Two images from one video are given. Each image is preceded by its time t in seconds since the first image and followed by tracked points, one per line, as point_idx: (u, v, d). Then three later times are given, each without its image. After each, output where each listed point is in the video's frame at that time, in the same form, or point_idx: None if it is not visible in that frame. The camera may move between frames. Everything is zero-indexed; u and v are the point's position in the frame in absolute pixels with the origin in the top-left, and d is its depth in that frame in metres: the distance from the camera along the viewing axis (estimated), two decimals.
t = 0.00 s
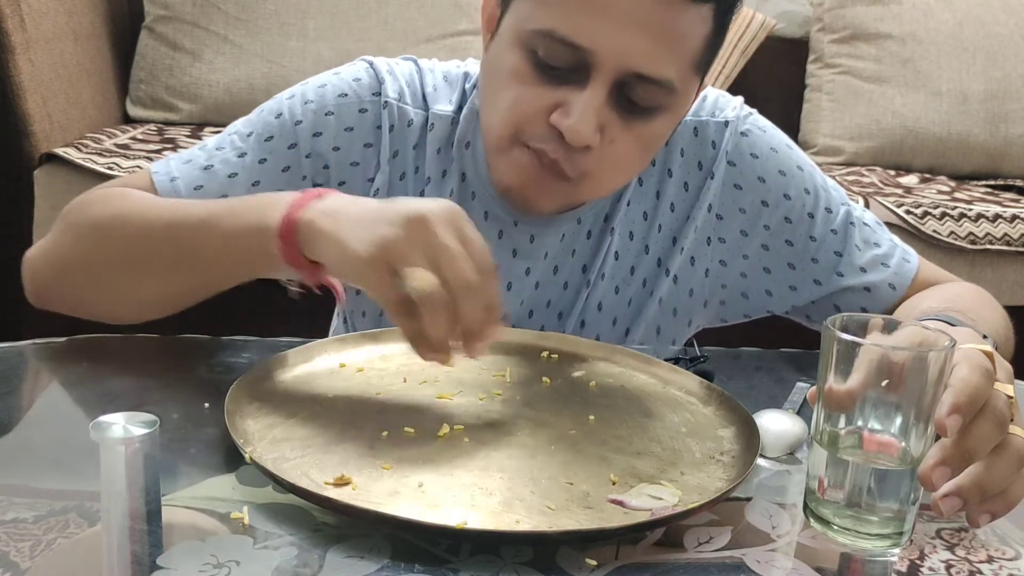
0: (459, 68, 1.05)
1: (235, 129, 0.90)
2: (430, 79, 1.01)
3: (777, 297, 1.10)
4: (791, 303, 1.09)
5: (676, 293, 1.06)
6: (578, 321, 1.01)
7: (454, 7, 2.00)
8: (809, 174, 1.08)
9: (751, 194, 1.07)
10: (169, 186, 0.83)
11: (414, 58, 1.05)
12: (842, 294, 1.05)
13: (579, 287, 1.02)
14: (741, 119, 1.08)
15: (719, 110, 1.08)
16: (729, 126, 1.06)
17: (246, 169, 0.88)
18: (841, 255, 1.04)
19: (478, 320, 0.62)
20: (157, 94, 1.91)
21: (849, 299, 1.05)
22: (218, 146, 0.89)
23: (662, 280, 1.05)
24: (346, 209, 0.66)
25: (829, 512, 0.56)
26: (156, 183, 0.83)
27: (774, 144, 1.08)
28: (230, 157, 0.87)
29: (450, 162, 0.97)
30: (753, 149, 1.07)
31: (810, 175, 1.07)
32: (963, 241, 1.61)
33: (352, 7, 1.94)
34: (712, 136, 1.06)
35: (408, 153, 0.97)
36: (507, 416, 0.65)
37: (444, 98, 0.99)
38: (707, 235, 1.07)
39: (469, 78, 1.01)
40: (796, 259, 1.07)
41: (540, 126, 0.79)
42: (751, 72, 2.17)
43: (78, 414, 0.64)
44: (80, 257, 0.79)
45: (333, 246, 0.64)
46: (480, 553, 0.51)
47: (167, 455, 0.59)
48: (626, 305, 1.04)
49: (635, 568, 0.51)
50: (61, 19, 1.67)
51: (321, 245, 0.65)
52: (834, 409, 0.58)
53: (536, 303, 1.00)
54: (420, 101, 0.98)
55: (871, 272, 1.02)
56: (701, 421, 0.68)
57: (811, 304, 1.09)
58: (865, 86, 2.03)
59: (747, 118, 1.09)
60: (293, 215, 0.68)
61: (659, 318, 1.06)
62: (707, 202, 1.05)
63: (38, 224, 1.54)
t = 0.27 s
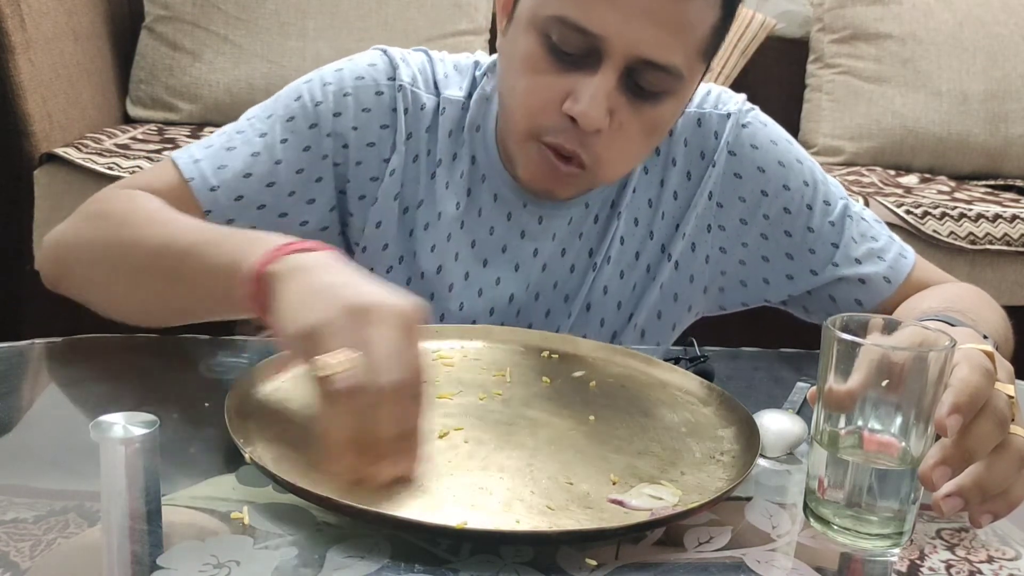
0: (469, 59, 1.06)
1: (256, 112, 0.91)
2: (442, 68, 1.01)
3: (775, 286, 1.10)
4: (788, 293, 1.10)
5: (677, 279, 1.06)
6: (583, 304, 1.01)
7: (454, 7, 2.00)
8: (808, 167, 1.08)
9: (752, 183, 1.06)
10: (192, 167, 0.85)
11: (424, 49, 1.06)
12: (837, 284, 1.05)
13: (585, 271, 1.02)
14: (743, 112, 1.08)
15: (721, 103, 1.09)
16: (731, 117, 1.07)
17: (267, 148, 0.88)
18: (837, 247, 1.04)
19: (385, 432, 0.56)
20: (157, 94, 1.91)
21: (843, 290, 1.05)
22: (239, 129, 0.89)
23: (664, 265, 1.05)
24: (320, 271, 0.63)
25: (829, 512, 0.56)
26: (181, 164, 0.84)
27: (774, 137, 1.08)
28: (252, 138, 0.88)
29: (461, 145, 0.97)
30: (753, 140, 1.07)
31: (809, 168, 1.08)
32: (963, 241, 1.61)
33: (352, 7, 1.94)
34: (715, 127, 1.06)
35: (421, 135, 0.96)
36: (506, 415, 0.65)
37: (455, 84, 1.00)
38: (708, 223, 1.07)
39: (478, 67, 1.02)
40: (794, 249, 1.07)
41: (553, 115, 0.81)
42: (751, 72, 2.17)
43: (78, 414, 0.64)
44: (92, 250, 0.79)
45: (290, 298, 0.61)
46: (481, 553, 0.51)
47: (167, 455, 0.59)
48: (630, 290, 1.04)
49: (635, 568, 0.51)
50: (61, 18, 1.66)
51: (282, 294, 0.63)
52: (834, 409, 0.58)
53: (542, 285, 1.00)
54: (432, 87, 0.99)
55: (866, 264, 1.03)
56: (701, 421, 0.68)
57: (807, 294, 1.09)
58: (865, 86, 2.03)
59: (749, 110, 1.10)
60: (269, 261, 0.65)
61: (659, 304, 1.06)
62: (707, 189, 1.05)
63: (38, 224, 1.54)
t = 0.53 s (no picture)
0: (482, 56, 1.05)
1: (269, 111, 0.91)
2: (453, 65, 1.01)
3: (776, 281, 1.10)
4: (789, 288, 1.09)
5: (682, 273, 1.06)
6: (589, 298, 1.00)
7: (454, 7, 2.00)
8: (811, 164, 1.08)
9: (755, 178, 1.06)
10: (210, 167, 0.86)
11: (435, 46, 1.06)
12: (838, 281, 1.05)
13: (592, 264, 1.01)
14: (747, 110, 1.09)
15: (726, 100, 1.09)
16: (736, 115, 1.07)
17: (279, 150, 0.89)
18: (839, 243, 1.04)
19: (517, 338, 0.72)
20: (157, 94, 1.91)
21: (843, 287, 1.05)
22: (252, 128, 0.90)
23: (669, 259, 1.05)
24: (430, 230, 0.77)
25: (829, 512, 0.56)
26: (197, 163, 0.86)
27: (778, 134, 1.08)
28: (264, 139, 0.89)
29: (471, 141, 0.97)
30: (757, 137, 1.06)
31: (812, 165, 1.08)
32: (963, 241, 1.61)
33: (352, 7, 1.94)
34: (720, 123, 1.06)
35: (431, 132, 0.97)
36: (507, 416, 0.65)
37: (466, 81, 1.00)
38: (711, 218, 1.08)
39: (490, 64, 1.02)
40: (796, 245, 1.07)
41: (567, 110, 0.81)
42: (751, 72, 2.17)
43: (78, 414, 0.64)
44: (139, 243, 0.84)
45: (420, 250, 0.75)
46: (481, 553, 0.51)
47: (167, 455, 0.59)
48: (635, 284, 1.04)
49: (635, 568, 0.51)
50: (61, 19, 1.67)
51: (403, 253, 0.76)
52: (834, 409, 0.58)
53: (550, 278, 0.99)
54: (443, 84, 0.99)
55: (867, 260, 1.03)
56: (701, 421, 0.68)
57: (808, 290, 1.09)
58: (865, 86, 2.03)
59: (754, 109, 1.10)
60: (377, 222, 0.79)
61: (663, 298, 1.06)
62: (712, 184, 1.06)
63: (38, 224, 1.54)
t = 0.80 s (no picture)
0: (486, 54, 1.06)
1: (271, 105, 0.93)
2: (456, 63, 1.02)
3: (775, 277, 1.10)
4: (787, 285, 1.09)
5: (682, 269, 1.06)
6: (591, 292, 1.01)
7: (454, 7, 2.00)
8: (810, 162, 1.08)
9: (755, 175, 1.06)
10: (203, 156, 0.88)
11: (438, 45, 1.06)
12: (835, 278, 1.05)
13: (594, 259, 1.01)
14: (748, 108, 1.09)
15: (728, 99, 1.09)
16: (737, 113, 1.07)
17: (276, 142, 0.90)
18: (837, 241, 1.04)
19: (409, 374, 0.63)
20: (157, 94, 1.91)
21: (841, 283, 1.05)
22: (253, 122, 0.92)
23: (669, 254, 1.05)
24: (336, 237, 0.71)
25: (829, 512, 0.56)
26: (194, 153, 0.88)
27: (778, 132, 1.08)
28: (263, 132, 0.91)
29: (474, 136, 0.97)
30: (758, 134, 1.07)
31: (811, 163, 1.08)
32: (963, 241, 1.61)
33: (352, 7, 1.94)
34: (721, 121, 1.06)
35: (433, 127, 0.97)
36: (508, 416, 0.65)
37: (470, 77, 1.00)
38: (711, 214, 1.08)
39: (495, 61, 1.02)
40: (795, 242, 1.07)
41: (572, 109, 0.81)
42: (751, 72, 2.17)
43: (78, 414, 0.64)
44: (118, 239, 0.84)
45: (312, 263, 0.69)
46: (481, 553, 0.51)
47: (167, 455, 0.59)
48: (636, 279, 1.04)
49: (635, 568, 0.51)
50: (61, 19, 1.67)
51: (303, 264, 0.70)
52: (834, 409, 0.58)
53: (552, 272, 1.00)
54: (446, 81, 0.99)
55: (865, 257, 1.02)
56: (701, 421, 0.68)
57: (807, 287, 1.09)
58: (865, 86, 2.03)
59: (754, 107, 1.10)
60: (288, 230, 0.73)
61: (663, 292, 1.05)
62: (712, 180, 1.06)
63: (38, 224, 1.54)
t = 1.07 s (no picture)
0: (483, 56, 1.06)
1: (270, 109, 0.92)
2: (454, 65, 1.02)
3: (775, 277, 1.10)
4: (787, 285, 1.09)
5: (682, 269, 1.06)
6: (591, 293, 1.01)
7: (454, 7, 2.00)
8: (810, 162, 1.08)
9: (755, 175, 1.06)
10: (207, 160, 0.87)
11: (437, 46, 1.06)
12: (835, 278, 1.05)
13: (594, 259, 1.01)
14: (748, 108, 1.09)
15: (728, 99, 1.09)
16: (737, 113, 1.07)
17: (277, 147, 0.90)
18: (838, 241, 1.04)
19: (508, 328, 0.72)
20: (157, 94, 1.91)
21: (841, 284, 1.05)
22: (254, 126, 0.91)
23: (669, 254, 1.05)
24: (409, 216, 0.74)
25: (829, 512, 0.56)
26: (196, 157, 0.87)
27: (778, 133, 1.08)
28: (263, 136, 0.90)
29: (473, 139, 0.97)
30: (758, 135, 1.07)
31: (811, 163, 1.08)
32: (963, 241, 1.61)
33: (352, 7, 1.94)
34: (721, 121, 1.06)
35: (432, 129, 0.97)
36: (507, 416, 0.65)
37: (468, 79, 1.00)
38: (711, 215, 1.07)
39: (493, 63, 1.02)
40: (795, 242, 1.07)
41: (573, 112, 0.81)
42: (751, 72, 2.17)
43: (78, 414, 0.64)
44: (136, 234, 0.83)
45: (400, 237, 0.72)
46: (481, 554, 0.51)
47: (167, 455, 0.59)
48: (636, 279, 1.04)
49: (635, 568, 0.51)
50: (61, 19, 1.67)
51: (384, 240, 0.74)
52: (834, 409, 0.58)
53: (552, 273, 1.00)
54: (444, 83, 0.99)
55: (866, 258, 1.02)
56: (701, 421, 0.68)
57: (807, 287, 1.09)
58: (865, 86, 2.03)
59: (754, 108, 1.10)
60: (360, 208, 0.76)
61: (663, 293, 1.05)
62: (712, 181, 1.05)
63: (38, 224, 1.54)
